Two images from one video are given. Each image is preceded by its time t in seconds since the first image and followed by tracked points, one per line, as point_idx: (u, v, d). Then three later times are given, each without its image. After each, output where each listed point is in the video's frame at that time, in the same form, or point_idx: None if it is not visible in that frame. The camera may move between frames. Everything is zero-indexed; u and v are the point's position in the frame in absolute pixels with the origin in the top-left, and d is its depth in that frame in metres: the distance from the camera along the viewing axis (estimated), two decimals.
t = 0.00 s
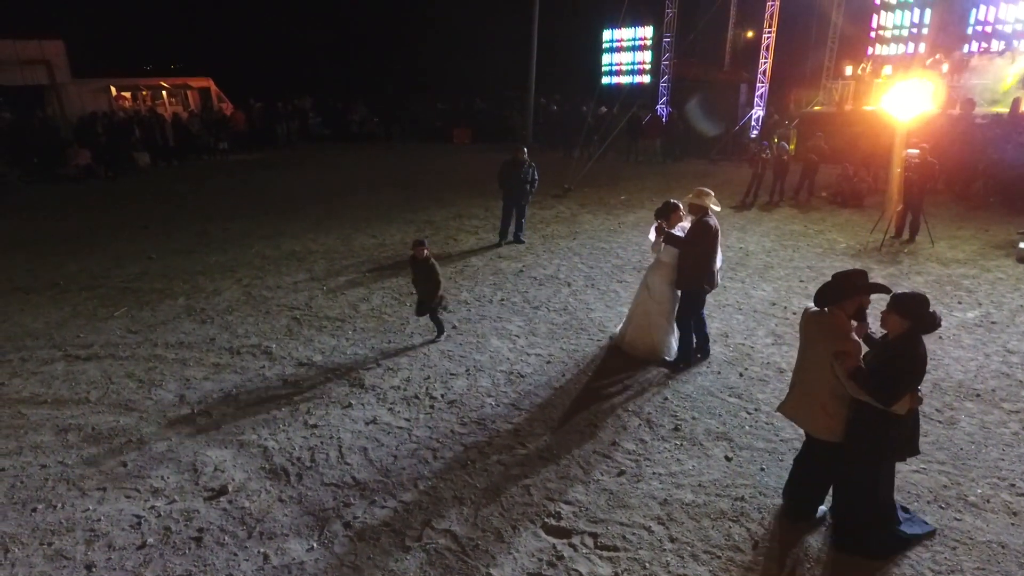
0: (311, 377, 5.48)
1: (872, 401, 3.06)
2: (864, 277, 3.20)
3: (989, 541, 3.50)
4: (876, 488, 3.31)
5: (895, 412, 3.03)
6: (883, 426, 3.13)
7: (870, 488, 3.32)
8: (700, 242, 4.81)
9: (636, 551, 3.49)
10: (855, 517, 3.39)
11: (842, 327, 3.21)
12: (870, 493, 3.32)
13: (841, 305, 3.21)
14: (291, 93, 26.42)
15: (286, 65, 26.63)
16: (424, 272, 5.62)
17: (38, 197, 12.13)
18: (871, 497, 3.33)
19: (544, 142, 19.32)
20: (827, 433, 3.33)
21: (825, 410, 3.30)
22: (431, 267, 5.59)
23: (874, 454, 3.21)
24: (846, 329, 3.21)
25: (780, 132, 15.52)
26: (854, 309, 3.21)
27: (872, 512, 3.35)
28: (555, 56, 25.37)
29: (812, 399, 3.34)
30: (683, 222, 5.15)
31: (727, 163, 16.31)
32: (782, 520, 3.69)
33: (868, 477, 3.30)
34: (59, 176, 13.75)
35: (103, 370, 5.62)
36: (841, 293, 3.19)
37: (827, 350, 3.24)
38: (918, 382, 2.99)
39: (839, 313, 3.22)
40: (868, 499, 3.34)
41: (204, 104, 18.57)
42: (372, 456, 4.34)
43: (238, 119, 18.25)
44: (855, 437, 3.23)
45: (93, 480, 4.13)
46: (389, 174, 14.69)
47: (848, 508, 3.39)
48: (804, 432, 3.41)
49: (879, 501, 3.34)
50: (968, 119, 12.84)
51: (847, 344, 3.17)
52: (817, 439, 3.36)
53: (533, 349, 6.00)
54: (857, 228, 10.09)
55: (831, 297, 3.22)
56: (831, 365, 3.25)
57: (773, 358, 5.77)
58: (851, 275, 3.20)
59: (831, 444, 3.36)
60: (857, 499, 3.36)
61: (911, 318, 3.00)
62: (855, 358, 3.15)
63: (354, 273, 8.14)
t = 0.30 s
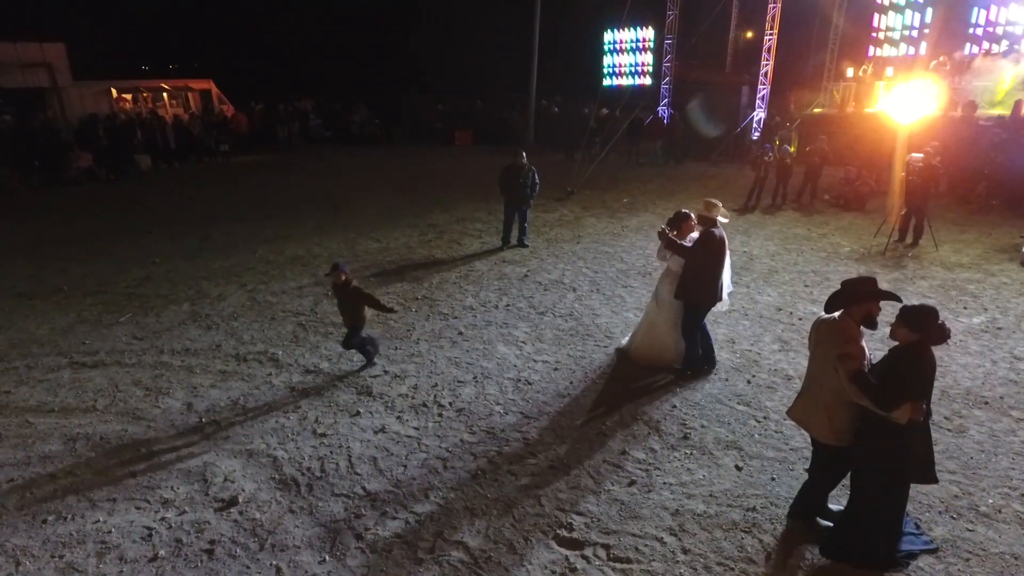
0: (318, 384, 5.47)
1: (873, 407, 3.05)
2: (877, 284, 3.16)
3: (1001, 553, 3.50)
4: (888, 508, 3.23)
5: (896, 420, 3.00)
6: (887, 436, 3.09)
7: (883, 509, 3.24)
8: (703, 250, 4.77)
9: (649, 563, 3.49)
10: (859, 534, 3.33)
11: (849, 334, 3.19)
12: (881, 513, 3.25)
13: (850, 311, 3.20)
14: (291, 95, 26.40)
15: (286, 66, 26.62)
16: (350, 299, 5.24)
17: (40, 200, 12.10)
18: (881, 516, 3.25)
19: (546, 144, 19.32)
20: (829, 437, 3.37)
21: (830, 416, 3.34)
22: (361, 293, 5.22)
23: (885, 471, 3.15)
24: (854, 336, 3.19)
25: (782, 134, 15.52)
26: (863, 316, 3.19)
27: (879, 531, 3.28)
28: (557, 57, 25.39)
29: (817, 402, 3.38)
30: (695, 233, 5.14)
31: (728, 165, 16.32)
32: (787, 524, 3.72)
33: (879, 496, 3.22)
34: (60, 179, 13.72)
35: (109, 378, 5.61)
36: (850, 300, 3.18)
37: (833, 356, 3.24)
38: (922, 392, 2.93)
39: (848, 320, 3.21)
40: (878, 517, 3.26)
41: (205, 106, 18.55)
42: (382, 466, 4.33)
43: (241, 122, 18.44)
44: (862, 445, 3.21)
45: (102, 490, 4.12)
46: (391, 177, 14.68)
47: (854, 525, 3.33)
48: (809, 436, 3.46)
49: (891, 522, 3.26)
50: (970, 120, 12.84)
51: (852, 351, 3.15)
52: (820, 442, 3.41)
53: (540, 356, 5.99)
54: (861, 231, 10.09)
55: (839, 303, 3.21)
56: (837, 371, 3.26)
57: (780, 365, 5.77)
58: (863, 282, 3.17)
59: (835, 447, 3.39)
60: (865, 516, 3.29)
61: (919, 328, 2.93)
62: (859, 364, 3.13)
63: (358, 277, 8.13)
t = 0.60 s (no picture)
0: (324, 392, 5.47)
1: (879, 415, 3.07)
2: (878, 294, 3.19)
3: (1012, 564, 3.51)
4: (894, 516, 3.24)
5: (903, 427, 3.03)
6: (895, 445, 3.13)
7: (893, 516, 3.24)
8: (708, 258, 4.80)
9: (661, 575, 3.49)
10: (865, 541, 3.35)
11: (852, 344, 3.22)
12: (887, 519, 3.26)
13: (852, 322, 3.23)
14: (292, 96, 26.39)
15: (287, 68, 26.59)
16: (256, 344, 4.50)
17: (42, 204, 12.09)
18: (888, 523, 3.25)
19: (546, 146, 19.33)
20: (832, 444, 3.42)
21: (831, 424, 3.38)
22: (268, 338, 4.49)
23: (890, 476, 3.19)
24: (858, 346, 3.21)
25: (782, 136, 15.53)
26: (866, 326, 3.22)
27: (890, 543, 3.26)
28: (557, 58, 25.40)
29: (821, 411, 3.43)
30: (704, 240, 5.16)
31: (729, 167, 16.34)
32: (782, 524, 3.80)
33: (884, 502, 3.24)
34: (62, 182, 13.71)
35: (115, 386, 5.60)
36: (853, 311, 3.20)
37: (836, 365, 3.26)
38: (928, 400, 2.96)
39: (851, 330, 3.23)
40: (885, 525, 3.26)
41: (205, 108, 18.54)
42: (391, 476, 4.34)
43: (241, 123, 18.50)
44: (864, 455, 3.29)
45: (112, 501, 4.12)
46: (393, 180, 14.68)
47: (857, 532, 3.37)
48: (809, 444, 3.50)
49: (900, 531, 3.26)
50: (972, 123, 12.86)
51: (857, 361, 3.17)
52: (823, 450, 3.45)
53: (546, 362, 6.00)
54: (863, 235, 10.10)
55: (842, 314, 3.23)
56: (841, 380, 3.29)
57: (786, 372, 5.78)
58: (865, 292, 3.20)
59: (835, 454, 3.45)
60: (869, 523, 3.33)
61: (924, 337, 2.95)
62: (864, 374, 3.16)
63: (362, 282, 8.12)
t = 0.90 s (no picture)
0: (330, 400, 5.48)
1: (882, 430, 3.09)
2: (873, 308, 3.23)
3: None
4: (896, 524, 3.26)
5: (906, 441, 3.05)
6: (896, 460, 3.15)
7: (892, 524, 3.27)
8: (708, 266, 4.82)
9: None
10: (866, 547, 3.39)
11: (851, 358, 3.23)
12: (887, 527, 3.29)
13: (850, 336, 3.25)
14: (292, 98, 26.37)
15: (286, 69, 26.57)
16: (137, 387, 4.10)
17: (43, 208, 12.08)
18: (889, 531, 3.28)
19: (547, 148, 19.34)
20: (834, 456, 3.43)
21: (832, 437, 3.40)
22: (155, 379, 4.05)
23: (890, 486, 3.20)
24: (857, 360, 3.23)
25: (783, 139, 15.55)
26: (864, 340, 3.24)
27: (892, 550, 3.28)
28: (557, 60, 25.39)
29: (820, 425, 3.43)
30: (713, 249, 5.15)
31: (729, 170, 16.37)
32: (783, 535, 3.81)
33: (885, 514, 3.27)
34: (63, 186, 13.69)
35: (121, 395, 5.60)
36: (853, 325, 3.22)
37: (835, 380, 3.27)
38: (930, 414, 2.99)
39: (849, 344, 3.25)
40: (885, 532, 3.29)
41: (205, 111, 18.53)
42: (399, 487, 4.35)
43: (242, 126, 18.51)
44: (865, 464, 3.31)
45: (120, 513, 4.12)
46: (394, 182, 14.69)
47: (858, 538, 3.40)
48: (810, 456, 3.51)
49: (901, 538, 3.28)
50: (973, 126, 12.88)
51: (858, 375, 3.17)
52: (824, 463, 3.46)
53: (551, 370, 6.01)
54: (865, 239, 10.12)
55: (840, 328, 3.25)
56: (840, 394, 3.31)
57: (790, 379, 5.79)
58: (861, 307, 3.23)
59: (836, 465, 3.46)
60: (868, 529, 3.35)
61: (924, 351, 2.98)
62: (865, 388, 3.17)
63: (367, 287, 8.13)
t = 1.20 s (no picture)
0: (336, 409, 5.50)
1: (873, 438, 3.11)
2: (871, 318, 3.24)
3: None
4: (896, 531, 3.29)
5: (896, 450, 3.05)
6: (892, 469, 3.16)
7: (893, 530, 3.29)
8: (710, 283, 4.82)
9: None
10: (866, 554, 3.41)
11: (848, 367, 3.26)
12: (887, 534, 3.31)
13: (847, 345, 3.27)
14: (292, 99, 26.38)
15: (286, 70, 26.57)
16: None
17: (45, 212, 12.08)
18: (888, 540, 3.31)
19: (547, 151, 19.35)
20: (832, 464, 3.45)
21: (830, 444, 3.42)
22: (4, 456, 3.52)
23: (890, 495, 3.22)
24: (852, 370, 3.26)
25: (783, 141, 15.59)
26: (860, 349, 3.25)
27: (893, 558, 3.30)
28: (557, 61, 25.41)
29: (819, 433, 3.46)
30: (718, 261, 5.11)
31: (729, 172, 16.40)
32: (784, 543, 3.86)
33: (888, 527, 3.30)
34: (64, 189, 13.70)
35: (126, 403, 5.61)
36: (848, 334, 3.24)
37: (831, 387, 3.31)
38: (921, 424, 2.99)
39: (845, 353, 3.27)
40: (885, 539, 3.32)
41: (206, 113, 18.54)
42: (405, 498, 4.37)
43: (243, 128, 18.53)
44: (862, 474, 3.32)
45: (127, 524, 4.14)
46: (395, 185, 14.70)
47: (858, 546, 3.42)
48: (809, 463, 3.54)
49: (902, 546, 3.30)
50: (973, 128, 12.90)
51: (853, 383, 3.20)
52: (822, 469, 3.49)
53: (555, 378, 6.03)
54: (866, 243, 10.12)
55: (836, 337, 3.28)
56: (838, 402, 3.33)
57: (793, 387, 5.81)
58: (858, 316, 3.25)
59: (836, 473, 3.49)
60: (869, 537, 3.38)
61: (916, 362, 2.98)
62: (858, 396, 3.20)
63: (370, 293, 8.14)
